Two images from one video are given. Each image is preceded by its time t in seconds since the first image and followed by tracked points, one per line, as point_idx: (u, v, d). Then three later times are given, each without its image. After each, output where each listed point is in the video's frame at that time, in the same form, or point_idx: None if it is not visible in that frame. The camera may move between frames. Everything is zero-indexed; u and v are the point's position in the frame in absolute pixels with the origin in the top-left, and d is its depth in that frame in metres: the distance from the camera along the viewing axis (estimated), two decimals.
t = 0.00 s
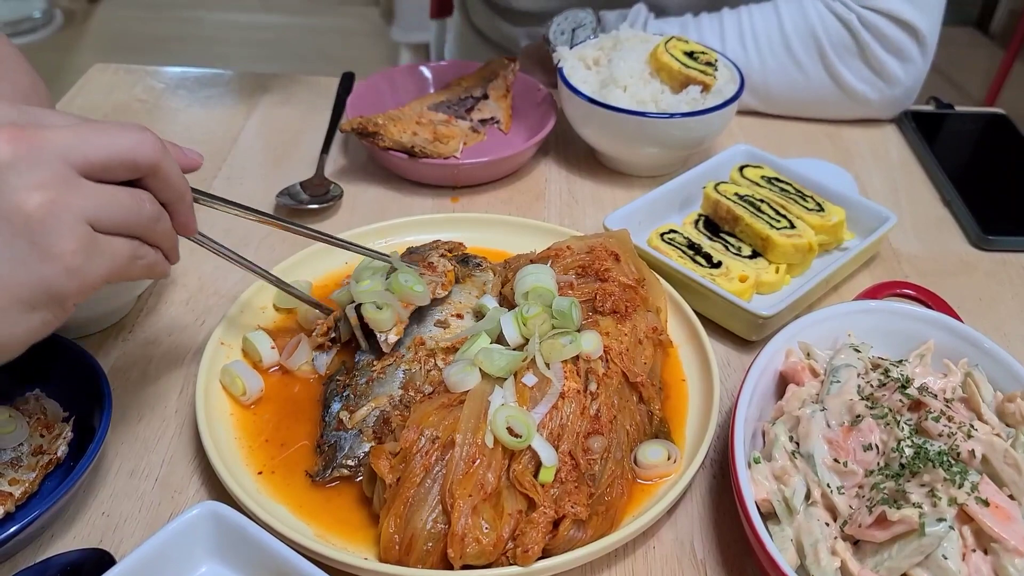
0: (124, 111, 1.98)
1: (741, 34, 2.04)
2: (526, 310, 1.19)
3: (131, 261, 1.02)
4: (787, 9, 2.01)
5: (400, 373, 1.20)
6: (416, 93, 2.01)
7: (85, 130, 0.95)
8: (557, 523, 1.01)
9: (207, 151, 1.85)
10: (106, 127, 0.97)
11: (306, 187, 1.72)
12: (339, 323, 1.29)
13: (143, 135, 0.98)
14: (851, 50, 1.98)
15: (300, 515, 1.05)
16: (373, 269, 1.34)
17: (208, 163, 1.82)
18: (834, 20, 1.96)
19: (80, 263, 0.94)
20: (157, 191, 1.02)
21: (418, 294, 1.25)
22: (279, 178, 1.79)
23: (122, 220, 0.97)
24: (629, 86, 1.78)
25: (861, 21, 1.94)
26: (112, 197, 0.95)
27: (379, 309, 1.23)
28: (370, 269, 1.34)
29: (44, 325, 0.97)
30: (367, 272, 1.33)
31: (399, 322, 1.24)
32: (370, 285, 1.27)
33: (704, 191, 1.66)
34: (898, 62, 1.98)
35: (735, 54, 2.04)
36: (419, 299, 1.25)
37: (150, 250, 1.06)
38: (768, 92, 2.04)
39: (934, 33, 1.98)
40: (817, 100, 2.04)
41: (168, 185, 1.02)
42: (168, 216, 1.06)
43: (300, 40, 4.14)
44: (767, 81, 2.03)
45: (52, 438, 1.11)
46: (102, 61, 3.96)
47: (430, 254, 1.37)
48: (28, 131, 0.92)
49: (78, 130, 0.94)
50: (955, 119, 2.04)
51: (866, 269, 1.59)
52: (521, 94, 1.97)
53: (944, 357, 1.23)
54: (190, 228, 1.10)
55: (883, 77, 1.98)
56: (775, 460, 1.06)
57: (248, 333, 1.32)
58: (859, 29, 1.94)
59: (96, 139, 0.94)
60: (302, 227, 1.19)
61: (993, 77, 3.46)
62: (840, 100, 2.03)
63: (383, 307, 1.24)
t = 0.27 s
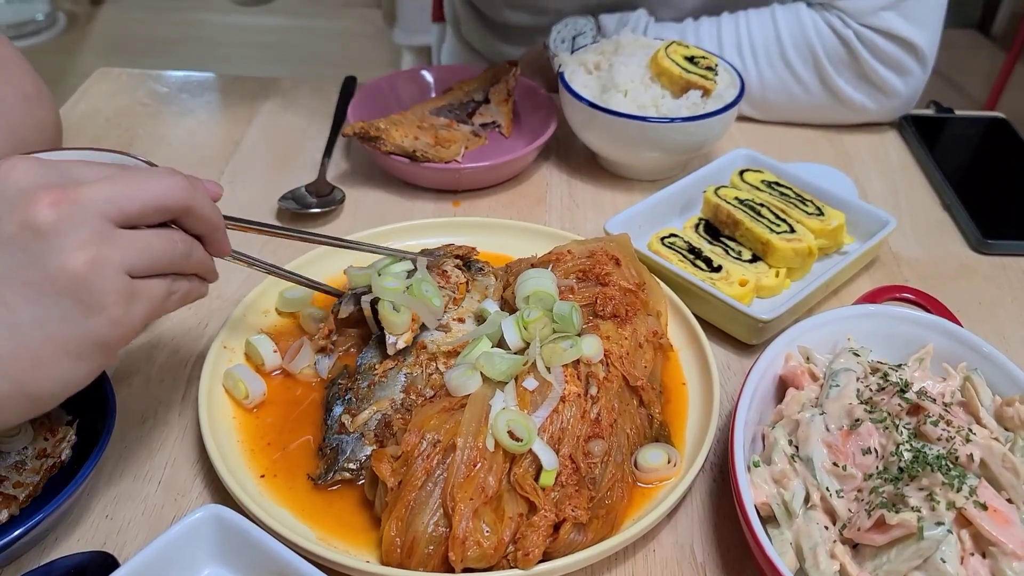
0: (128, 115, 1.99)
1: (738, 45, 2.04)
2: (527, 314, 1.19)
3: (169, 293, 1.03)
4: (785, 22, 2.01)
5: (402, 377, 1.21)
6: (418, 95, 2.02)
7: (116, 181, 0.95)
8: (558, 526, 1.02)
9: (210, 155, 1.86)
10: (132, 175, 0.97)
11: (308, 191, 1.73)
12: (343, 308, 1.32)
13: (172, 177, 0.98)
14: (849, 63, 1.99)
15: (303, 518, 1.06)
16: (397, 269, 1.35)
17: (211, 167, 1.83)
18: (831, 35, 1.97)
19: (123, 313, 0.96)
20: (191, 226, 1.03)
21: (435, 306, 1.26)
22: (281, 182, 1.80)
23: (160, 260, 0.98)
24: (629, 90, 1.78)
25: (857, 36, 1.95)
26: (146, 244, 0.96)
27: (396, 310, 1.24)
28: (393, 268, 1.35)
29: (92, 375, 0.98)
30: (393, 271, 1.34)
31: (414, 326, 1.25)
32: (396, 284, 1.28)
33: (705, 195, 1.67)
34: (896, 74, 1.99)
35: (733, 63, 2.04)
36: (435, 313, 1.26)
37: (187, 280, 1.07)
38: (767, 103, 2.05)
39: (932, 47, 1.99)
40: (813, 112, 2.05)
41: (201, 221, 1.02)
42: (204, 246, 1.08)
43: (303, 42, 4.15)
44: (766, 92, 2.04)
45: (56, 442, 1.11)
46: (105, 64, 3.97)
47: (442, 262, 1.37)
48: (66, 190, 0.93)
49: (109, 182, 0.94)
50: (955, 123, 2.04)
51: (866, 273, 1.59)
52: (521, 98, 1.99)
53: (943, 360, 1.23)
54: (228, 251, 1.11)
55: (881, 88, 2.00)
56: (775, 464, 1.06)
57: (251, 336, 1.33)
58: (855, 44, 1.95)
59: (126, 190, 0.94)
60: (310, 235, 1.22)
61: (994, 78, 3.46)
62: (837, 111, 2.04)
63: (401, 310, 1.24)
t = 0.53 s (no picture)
0: (131, 115, 1.99)
1: (740, 48, 2.04)
2: (530, 314, 1.19)
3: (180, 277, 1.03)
4: (787, 27, 2.00)
5: (405, 377, 1.21)
6: (421, 97, 2.02)
7: (126, 168, 0.93)
8: (562, 527, 1.02)
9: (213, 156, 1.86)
10: (145, 160, 0.95)
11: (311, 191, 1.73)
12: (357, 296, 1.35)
13: (184, 163, 0.97)
14: (850, 67, 1.99)
15: (307, 519, 1.06)
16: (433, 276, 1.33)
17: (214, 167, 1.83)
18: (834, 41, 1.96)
19: (131, 300, 0.95)
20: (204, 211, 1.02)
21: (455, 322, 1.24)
22: (284, 183, 1.80)
23: (171, 245, 0.98)
24: (632, 91, 1.78)
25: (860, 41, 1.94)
26: (157, 231, 0.96)
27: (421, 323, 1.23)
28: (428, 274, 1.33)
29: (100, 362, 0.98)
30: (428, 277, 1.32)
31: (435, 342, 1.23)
32: (430, 295, 1.26)
33: (708, 196, 1.66)
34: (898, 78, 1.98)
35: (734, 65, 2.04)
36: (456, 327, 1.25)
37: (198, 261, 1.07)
38: (769, 107, 2.06)
39: (935, 52, 1.98)
40: (815, 115, 2.05)
41: (215, 204, 1.02)
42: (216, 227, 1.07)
43: (305, 43, 4.15)
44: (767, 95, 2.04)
45: (60, 442, 1.10)
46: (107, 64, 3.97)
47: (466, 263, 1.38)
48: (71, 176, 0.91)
49: (120, 168, 0.92)
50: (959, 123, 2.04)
51: (869, 274, 1.59)
52: (525, 98, 1.99)
53: (947, 361, 1.23)
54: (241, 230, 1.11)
55: (882, 92, 2.00)
56: (779, 465, 1.06)
57: (254, 336, 1.33)
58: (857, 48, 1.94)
59: (139, 177, 0.92)
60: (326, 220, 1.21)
61: (996, 80, 3.46)
62: (838, 114, 2.04)
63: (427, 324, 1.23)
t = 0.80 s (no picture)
0: (131, 114, 1.99)
1: (741, 46, 2.03)
2: (531, 312, 1.19)
3: (172, 266, 1.05)
4: (788, 25, 1.99)
5: (405, 376, 1.20)
6: (421, 95, 2.02)
7: (120, 158, 0.93)
8: (562, 526, 1.01)
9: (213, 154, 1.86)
10: (143, 152, 0.95)
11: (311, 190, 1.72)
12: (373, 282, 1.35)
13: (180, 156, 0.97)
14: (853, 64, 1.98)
15: (306, 518, 1.06)
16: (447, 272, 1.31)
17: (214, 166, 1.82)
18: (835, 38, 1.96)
19: (120, 290, 0.97)
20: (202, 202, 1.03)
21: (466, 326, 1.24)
22: (284, 181, 1.79)
23: (160, 236, 0.99)
24: (633, 89, 1.78)
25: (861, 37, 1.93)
26: (148, 223, 0.97)
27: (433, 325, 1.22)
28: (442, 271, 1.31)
29: (88, 349, 1.01)
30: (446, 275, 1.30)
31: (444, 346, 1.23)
32: (447, 298, 1.25)
33: (709, 194, 1.66)
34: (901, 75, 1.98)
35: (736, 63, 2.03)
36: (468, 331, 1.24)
37: (194, 250, 1.09)
38: (771, 105, 2.05)
39: (937, 48, 1.97)
40: (817, 113, 2.05)
41: (210, 197, 1.02)
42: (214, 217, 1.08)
43: (306, 42, 4.14)
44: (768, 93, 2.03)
45: (57, 442, 1.09)
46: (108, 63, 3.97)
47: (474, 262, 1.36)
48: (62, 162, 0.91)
49: (112, 159, 0.92)
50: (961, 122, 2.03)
51: (871, 273, 1.58)
52: (525, 97, 1.98)
53: (949, 360, 1.22)
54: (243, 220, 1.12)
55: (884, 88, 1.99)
56: (780, 464, 1.06)
57: (254, 335, 1.33)
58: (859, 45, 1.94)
59: (132, 169, 0.93)
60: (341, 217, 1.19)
61: (998, 79, 3.45)
62: (841, 111, 2.03)
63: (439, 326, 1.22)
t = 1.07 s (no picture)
0: (133, 114, 1.99)
1: (743, 45, 2.03)
2: (533, 313, 1.19)
3: (201, 278, 1.03)
4: (791, 24, 1.99)
5: (407, 376, 1.21)
6: (422, 96, 2.02)
7: (161, 166, 0.92)
8: (565, 526, 1.01)
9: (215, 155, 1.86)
10: (182, 162, 0.94)
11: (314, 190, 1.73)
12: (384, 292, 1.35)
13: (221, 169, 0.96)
14: (855, 61, 1.99)
15: (309, 518, 1.06)
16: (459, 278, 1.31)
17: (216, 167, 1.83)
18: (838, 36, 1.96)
19: (148, 296, 0.95)
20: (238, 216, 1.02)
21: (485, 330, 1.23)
22: (286, 182, 1.80)
23: (193, 247, 0.98)
24: (635, 89, 1.78)
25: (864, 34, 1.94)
26: (182, 232, 0.95)
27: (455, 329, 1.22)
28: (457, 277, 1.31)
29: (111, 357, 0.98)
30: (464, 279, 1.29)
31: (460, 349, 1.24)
32: (473, 301, 1.24)
33: (711, 195, 1.66)
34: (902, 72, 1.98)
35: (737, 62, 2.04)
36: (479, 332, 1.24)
37: (225, 262, 1.08)
38: (773, 104, 2.05)
39: (940, 47, 1.97)
40: (818, 113, 2.05)
41: (245, 212, 1.01)
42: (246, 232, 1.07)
43: (307, 43, 4.15)
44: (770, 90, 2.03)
45: (61, 441, 1.10)
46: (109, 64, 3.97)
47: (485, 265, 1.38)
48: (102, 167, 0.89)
49: (154, 167, 0.91)
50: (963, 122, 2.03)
51: (873, 273, 1.58)
52: (526, 97, 1.99)
53: (951, 360, 1.23)
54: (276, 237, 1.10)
55: (886, 87, 1.99)
56: (783, 464, 1.06)
57: (256, 335, 1.33)
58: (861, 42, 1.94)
59: (172, 179, 0.92)
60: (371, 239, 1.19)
61: (999, 79, 3.45)
62: (842, 110, 2.04)
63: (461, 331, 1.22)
